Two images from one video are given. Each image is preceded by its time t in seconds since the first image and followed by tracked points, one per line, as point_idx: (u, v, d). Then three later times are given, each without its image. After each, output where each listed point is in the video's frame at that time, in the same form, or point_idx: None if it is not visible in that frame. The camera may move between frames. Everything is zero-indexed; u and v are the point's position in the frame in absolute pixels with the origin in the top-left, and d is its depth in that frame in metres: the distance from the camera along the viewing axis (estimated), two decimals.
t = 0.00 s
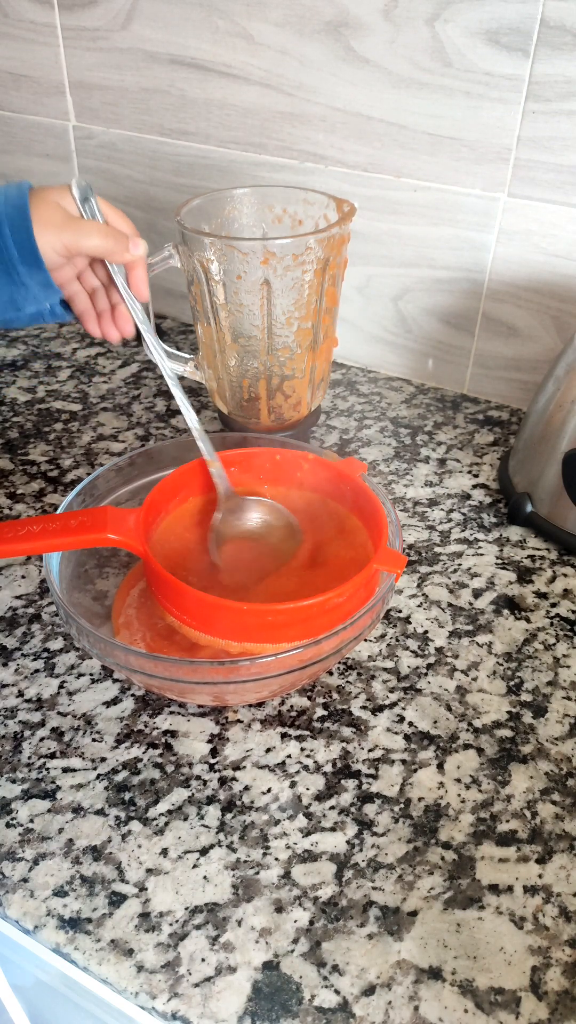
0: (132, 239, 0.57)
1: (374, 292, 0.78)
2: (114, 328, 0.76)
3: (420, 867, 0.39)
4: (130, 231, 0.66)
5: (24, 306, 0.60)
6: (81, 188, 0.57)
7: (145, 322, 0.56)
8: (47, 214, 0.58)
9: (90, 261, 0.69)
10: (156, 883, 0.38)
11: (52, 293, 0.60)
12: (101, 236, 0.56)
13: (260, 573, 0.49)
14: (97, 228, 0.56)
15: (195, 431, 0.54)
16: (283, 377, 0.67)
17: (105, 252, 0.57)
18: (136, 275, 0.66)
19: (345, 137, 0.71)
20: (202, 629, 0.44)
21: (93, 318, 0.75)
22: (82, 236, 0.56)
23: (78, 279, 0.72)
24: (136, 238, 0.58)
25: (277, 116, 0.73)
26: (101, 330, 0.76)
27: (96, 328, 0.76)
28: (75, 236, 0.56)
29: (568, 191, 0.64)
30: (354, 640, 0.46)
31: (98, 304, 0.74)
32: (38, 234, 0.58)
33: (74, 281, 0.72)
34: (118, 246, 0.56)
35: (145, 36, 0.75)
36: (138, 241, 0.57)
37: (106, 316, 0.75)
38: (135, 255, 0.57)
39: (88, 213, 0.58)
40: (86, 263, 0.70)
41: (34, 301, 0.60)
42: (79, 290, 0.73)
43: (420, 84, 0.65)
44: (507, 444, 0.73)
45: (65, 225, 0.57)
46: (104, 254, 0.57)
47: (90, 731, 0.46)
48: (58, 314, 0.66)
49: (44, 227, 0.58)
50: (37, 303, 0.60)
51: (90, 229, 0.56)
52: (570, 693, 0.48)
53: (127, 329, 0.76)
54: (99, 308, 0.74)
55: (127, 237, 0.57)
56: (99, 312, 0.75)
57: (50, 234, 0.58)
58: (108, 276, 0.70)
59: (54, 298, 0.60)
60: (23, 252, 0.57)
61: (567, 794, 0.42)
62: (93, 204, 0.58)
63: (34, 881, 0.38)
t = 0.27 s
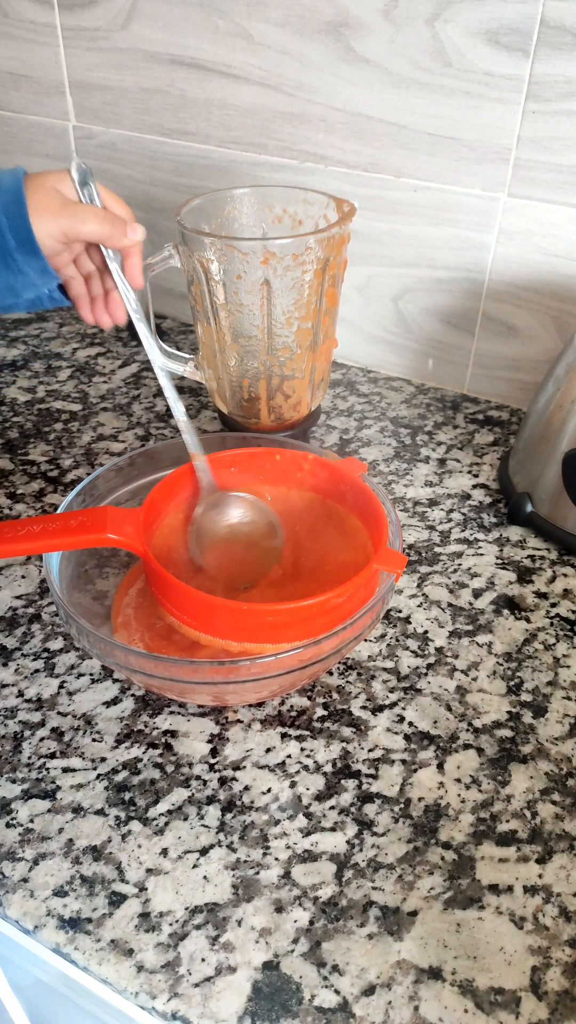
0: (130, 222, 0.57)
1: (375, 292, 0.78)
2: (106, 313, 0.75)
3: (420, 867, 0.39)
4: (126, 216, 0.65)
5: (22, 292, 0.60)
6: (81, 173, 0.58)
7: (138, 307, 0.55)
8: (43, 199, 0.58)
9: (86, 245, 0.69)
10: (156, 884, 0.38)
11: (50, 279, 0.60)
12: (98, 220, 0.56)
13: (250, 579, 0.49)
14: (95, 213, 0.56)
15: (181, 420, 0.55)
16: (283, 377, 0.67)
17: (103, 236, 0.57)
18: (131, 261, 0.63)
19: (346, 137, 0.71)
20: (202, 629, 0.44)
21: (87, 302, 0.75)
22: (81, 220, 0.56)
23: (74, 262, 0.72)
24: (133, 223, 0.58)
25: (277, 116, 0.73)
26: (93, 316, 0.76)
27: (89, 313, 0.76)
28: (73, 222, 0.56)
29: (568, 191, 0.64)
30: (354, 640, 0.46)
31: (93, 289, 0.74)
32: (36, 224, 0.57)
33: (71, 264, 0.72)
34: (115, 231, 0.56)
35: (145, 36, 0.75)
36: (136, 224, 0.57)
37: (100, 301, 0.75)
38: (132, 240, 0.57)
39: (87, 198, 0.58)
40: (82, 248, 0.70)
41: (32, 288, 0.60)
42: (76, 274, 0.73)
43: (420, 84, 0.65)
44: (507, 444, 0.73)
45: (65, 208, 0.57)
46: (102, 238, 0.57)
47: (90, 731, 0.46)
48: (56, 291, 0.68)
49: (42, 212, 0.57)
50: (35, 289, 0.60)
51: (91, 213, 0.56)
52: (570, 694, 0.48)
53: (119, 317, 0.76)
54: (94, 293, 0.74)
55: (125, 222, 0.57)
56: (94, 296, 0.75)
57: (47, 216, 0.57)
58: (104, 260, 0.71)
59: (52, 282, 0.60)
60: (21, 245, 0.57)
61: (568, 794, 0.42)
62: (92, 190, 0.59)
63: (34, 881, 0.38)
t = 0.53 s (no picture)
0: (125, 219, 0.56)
1: (375, 292, 0.78)
2: (96, 306, 0.75)
3: (420, 867, 0.39)
4: (123, 209, 0.65)
5: (14, 275, 0.62)
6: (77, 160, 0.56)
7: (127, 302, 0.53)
8: (39, 187, 0.58)
9: (78, 231, 0.70)
10: (156, 884, 0.38)
11: (43, 264, 0.62)
12: (94, 211, 0.55)
13: (242, 581, 0.49)
14: (90, 205, 0.55)
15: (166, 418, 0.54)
16: (283, 377, 0.67)
17: (96, 228, 0.55)
18: (125, 256, 0.68)
19: (346, 137, 0.71)
20: (202, 629, 0.44)
21: (77, 295, 0.75)
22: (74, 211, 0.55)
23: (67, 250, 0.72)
24: (128, 215, 0.57)
25: (277, 115, 0.73)
26: (84, 307, 0.76)
27: (80, 306, 0.76)
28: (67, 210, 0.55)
29: (568, 191, 0.64)
30: (354, 640, 0.46)
31: (84, 279, 0.74)
32: (27, 210, 0.58)
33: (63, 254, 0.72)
34: (111, 223, 0.55)
35: (145, 36, 0.75)
36: (130, 219, 0.56)
37: (90, 290, 0.75)
38: (127, 234, 0.56)
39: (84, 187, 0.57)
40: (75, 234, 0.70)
41: (26, 272, 0.62)
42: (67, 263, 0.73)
43: (420, 84, 0.65)
44: (507, 444, 0.73)
45: (58, 199, 0.56)
46: (95, 231, 0.55)
47: (90, 731, 0.46)
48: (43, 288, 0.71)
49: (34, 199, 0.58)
50: (28, 275, 0.62)
51: (87, 204, 0.55)
52: (570, 693, 0.48)
53: (110, 308, 0.76)
54: (85, 284, 0.74)
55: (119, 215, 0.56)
56: (85, 289, 0.75)
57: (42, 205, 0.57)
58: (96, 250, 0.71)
59: (47, 271, 0.63)
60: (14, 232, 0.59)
61: (567, 794, 0.42)
62: (87, 177, 0.57)
63: (34, 881, 0.38)
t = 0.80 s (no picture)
0: (122, 229, 0.57)
1: (375, 292, 0.78)
2: (89, 319, 0.76)
3: (420, 867, 0.39)
4: (120, 215, 0.66)
5: (10, 276, 0.61)
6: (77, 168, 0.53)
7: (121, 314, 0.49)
8: (34, 187, 0.58)
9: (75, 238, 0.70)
10: (156, 884, 0.38)
11: (39, 270, 0.61)
12: (92, 217, 0.54)
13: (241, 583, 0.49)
14: (87, 208, 0.54)
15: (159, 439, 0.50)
16: (283, 378, 0.67)
17: (94, 235, 0.55)
18: (121, 267, 0.67)
19: (346, 137, 0.71)
20: (202, 629, 0.44)
21: (71, 303, 0.75)
22: (71, 216, 0.54)
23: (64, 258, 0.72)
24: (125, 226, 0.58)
25: (277, 115, 0.73)
26: (76, 315, 0.76)
27: (72, 313, 0.76)
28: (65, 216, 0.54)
29: (568, 191, 0.64)
30: (354, 640, 0.46)
31: (80, 287, 0.74)
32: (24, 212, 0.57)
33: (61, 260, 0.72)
34: (108, 231, 0.55)
35: (145, 36, 0.75)
36: (128, 232, 0.57)
37: (84, 301, 0.75)
38: (124, 243, 0.57)
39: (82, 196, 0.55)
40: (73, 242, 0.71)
41: (21, 273, 0.61)
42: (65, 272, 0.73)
43: (420, 84, 0.65)
44: (507, 444, 0.73)
45: (52, 202, 0.55)
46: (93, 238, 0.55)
47: (90, 731, 0.46)
48: (45, 292, 0.68)
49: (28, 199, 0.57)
50: (24, 276, 0.61)
51: (83, 209, 0.54)
52: (570, 694, 0.48)
53: (102, 320, 0.77)
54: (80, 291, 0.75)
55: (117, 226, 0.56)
56: (79, 296, 0.75)
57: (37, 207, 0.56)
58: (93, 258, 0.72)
59: (42, 275, 0.61)
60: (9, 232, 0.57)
61: (567, 794, 0.42)
62: (87, 183, 0.55)
63: (34, 881, 0.38)
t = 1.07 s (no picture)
0: (118, 253, 0.56)
1: (375, 292, 0.78)
2: (91, 344, 0.74)
3: (420, 867, 0.39)
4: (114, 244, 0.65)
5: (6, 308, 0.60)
6: (69, 197, 0.56)
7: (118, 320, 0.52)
8: (28, 215, 0.58)
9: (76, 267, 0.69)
10: (156, 884, 0.38)
11: (35, 303, 0.61)
12: (85, 245, 0.54)
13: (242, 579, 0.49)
14: (81, 237, 0.54)
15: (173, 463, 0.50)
16: (283, 378, 0.67)
17: (89, 264, 0.55)
18: (121, 290, 0.64)
19: (346, 137, 0.71)
20: (202, 629, 0.44)
21: (73, 333, 0.74)
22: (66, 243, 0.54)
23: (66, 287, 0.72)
24: (123, 253, 0.56)
25: (277, 116, 0.73)
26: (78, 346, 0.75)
27: (73, 340, 0.74)
28: (57, 245, 0.55)
29: (568, 191, 0.64)
30: (354, 640, 0.46)
31: (82, 315, 0.73)
32: (16, 238, 0.57)
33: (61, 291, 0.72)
34: (103, 256, 0.54)
35: (145, 36, 0.76)
36: (124, 257, 0.56)
37: (86, 328, 0.74)
38: (121, 270, 0.56)
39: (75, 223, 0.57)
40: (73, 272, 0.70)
41: (17, 307, 0.61)
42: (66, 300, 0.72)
43: (420, 84, 0.65)
44: (507, 444, 0.73)
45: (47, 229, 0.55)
46: (88, 266, 0.55)
47: (90, 731, 0.46)
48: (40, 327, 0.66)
49: (24, 228, 0.57)
50: (19, 309, 0.61)
51: (76, 237, 0.54)
52: (570, 693, 0.48)
53: (103, 346, 0.74)
54: (82, 319, 0.73)
55: (112, 252, 0.55)
56: (80, 326, 0.74)
57: (31, 235, 0.56)
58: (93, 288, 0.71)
59: (39, 309, 0.61)
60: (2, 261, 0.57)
61: (568, 794, 0.42)
62: (80, 213, 0.58)
63: (34, 881, 0.38)
